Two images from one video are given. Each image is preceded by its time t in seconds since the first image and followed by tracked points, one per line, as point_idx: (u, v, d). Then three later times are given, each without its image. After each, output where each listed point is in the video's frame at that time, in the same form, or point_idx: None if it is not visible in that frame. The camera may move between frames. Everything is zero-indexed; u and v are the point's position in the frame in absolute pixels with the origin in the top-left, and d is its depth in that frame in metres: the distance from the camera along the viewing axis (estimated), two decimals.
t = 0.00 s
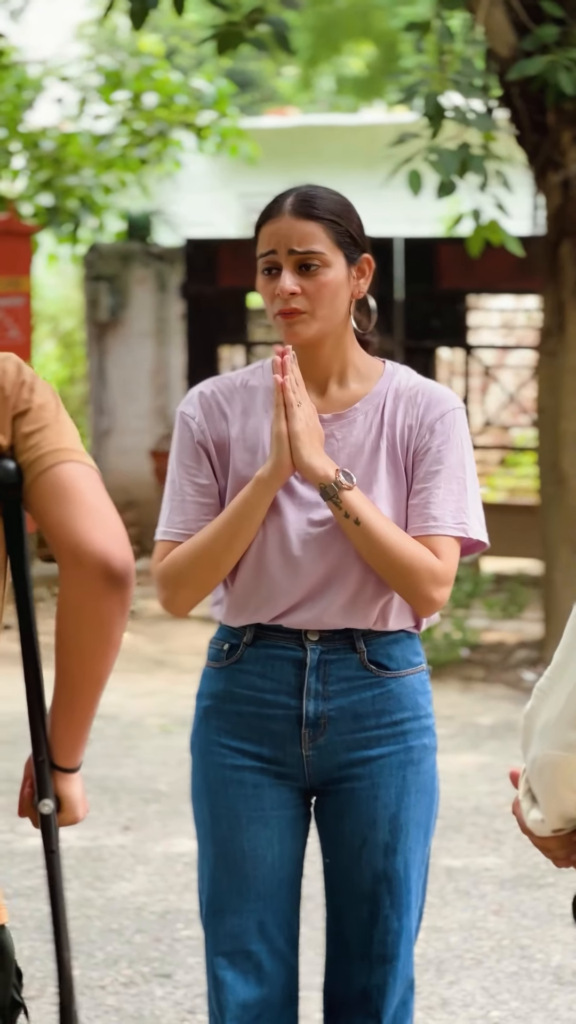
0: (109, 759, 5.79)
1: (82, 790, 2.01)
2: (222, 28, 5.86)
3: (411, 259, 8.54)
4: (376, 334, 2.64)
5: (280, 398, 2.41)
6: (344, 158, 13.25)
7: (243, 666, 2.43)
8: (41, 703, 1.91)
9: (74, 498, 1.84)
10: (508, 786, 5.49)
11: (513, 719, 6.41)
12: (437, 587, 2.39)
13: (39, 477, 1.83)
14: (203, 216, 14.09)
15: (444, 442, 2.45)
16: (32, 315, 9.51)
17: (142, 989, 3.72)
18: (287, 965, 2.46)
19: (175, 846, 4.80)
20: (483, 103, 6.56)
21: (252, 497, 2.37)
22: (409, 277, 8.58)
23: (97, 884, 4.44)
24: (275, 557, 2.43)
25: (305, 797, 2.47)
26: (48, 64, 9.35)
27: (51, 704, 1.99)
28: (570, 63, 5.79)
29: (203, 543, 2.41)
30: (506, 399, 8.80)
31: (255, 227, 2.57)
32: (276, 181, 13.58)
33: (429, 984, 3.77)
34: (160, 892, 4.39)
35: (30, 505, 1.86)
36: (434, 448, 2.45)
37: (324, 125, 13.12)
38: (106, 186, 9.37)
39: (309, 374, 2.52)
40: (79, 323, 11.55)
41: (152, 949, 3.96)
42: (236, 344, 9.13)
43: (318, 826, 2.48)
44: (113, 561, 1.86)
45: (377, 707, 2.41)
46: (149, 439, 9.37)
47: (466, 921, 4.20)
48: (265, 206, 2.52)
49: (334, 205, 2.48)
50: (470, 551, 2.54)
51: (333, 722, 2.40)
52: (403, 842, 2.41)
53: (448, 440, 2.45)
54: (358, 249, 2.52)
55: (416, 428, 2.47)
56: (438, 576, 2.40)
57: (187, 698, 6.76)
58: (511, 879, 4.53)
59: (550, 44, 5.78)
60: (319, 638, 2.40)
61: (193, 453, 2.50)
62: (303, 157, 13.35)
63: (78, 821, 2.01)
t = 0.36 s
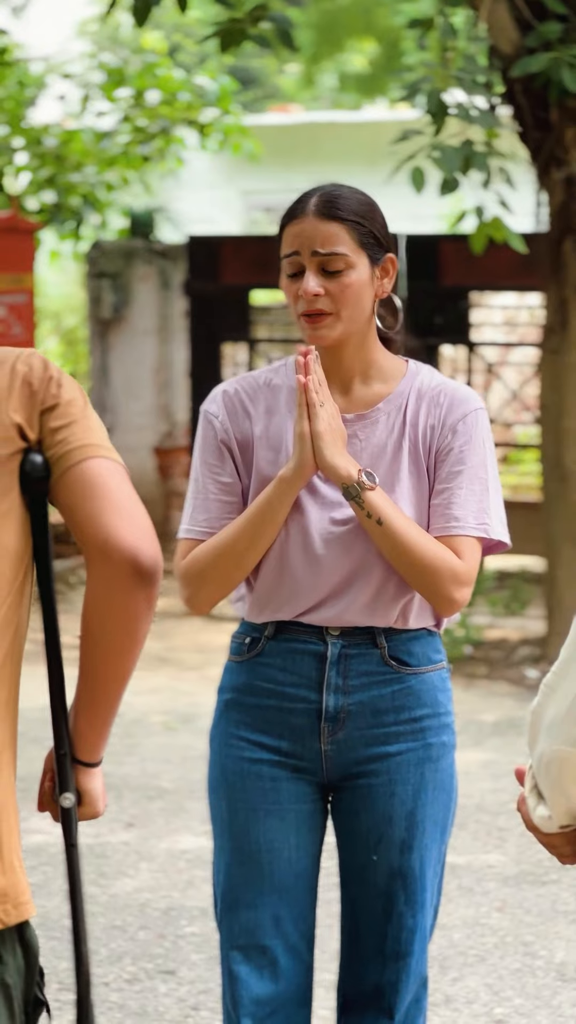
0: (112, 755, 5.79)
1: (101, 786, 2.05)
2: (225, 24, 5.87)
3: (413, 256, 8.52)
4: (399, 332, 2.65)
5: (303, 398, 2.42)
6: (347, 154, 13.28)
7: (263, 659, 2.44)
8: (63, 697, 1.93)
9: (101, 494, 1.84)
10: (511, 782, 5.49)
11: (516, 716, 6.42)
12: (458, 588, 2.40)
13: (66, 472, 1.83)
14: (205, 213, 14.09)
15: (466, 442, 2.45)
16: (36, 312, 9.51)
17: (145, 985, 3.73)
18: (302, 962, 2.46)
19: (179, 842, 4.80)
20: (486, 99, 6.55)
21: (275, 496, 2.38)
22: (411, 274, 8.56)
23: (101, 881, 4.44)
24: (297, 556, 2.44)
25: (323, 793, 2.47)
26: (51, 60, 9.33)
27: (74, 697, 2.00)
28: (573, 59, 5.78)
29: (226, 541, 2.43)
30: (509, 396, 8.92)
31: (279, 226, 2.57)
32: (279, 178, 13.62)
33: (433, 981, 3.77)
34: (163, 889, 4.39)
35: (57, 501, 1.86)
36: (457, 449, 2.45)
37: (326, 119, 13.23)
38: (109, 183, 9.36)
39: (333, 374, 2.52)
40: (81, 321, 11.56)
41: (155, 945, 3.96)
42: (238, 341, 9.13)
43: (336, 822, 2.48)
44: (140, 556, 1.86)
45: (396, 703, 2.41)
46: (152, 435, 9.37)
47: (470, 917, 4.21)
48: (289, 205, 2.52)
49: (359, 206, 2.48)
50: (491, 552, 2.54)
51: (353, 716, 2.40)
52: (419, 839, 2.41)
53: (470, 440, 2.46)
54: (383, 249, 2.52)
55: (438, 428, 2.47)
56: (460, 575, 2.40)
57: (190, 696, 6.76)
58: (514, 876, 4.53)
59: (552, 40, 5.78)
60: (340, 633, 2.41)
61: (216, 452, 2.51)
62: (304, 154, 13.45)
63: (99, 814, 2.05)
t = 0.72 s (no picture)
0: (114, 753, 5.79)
1: (114, 782, 2.05)
2: (228, 22, 5.88)
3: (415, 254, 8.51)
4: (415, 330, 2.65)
5: (322, 398, 2.42)
6: (348, 151, 13.28)
7: (278, 655, 2.44)
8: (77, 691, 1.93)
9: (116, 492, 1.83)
10: (513, 780, 5.49)
11: (517, 714, 6.42)
12: (475, 587, 2.40)
13: (82, 470, 1.83)
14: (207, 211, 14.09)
15: (483, 442, 2.46)
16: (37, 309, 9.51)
17: (146, 983, 3.73)
18: (310, 961, 2.45)
19: (180, 839, 4.81)
20: (487, 97, 6.55)
21: (292, 495, 2.39)
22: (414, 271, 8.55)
23: (102, 879, 4.44)
24: (313, 554, 2.44)
25: (335, 791, 2.47)
26: (53, 58, 9.34)
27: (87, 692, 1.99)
28: (575, 57, 5.79)
29: (242, 539, 2.43)
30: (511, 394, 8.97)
31: (296, 228, 2.56)
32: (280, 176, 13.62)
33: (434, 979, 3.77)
34: (165, 886, 4.39)
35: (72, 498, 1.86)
36: (474, 449, 2.45)
37: (327, 119, 13.19)
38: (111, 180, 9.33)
39: (350, 374, 2.52)
40: (83, 317, 11.57)
41: (157, 943, 3.97)
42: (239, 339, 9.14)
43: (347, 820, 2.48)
44: (154, 555, 1.85)
45: (410, 701, 2.41)
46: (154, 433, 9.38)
47: (471, 915, 4.21)
48: (307, 207, 2.52)
49: (377, 208, 2.48)
50: (506, 552, 2.54)
51: (367, 713, 2.40)
52: (431, 838, 2.41)
53: (487, 440, 2.46)
54: (400, 250, 2.52)
55: (455, 428, 2.47)
56: (476, 575, 2.40)
57: (191, 693, 6.77)
58: (516, 874, 4.54)
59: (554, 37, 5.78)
60: (355, 630, 2.41)
61: (233, 450, 2.51)
62: (305, 152, 13.44)
63: (112, 811, 2.05)
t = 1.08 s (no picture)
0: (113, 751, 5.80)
1: (121, 780, 2.05)
2: (227, 21, 5.89)
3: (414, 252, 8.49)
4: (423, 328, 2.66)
5: (330, 400, 2.43)
6: (348, 149, 13.29)
7: (288, 654, 2.45)
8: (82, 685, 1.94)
9: (126, 492, 1.84)
10: (513, 778, 5.50)
11: (517, 712, 6.43)
12: (484, 589, 2.40)
13: (92, 469, 1.84)
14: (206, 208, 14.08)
15: (492, 443, 2.46)
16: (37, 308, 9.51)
17: (146, 981, 3.73)
18: (317, 962, 2.43)
19: (180, 837, 4.82)
20: (487, 96, 6.56)
21: (302, 496, 2.39)
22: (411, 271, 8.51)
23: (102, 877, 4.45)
24: (323, 555, 2.45)
25: (343, 790, 2.48)
26: (53, 56, 9.35)
27: (92, 692, 1.99)
28: (574, 55, 5.79)
29: (252, 540, 2.44)
30: (511, 392, 8.99)
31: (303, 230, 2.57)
32: (280, 175, 13.62)
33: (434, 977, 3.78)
34: (164, 885, 4.40)
35: (81, 498, 1.87)
36: (483, 449, 2.46)
37: (327, 117, 13.18)
38: (111, 178, 9.32)
39: (359, 375, 2.54)
40: (83, 315, 11.59)
41: (157, 941, 3.97)
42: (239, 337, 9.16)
43: (356, 819, 2.49)
44: (164, 555, 1.86)
45: (419, 700, 2.42)
46: (154, 432, 9.38)
47: (471, 912, 4.22)
48: (314, 209, 2.52)
49: (384, 210, 2.48)
50: (516, 553, 2.55)
51: (376, 713, 2.41)
52: (439, 837, 2.42)
53: (496, 441, 2.46)
54: (408, 251, 2.52)
55: (464, 429, 2.47)
56: (486, 576, 2.41)
57: (190, 691, 6.78)
58: (516, 872, 4.55)
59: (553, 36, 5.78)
60: (364, 629, 2.42)
61: (243, 451, 2.52)
62: (306, 151, 13.45)
63: (118, 809, 2.04)
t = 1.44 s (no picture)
0: (113, 751, 5.79)
1: (96, 779, 2.07)
2: (226, 20, 5.87)
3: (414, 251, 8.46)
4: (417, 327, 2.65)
5: (322, 399, 2.43)
6: (347, 148, 13.28)
7: (280, 654, 2.45)
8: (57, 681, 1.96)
9: (96, 491, 1.86)
10: (512, 778, 5.50)
11: (516, 711, 6.42)
12: (476, 588, 2.40)
13: (61, 469, 1.85)
14: (206, 208, 14.08)
15: (484, 442, 2.46)
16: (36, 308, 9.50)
17: (145, 981, 3.73)
18: (311, 960, 2.44)
19: (179, 837, 4.82)
20: (486, 95, 6.55)
21: (293, 495, 2.39)
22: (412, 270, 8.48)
23: (101, 876, 4.45)
24: (315, 555, 2.45)
25: (336, 790, 2.48)
26: (52, 56, 9.34)
27: (66, 689, 2.01)
28: (574, 54, 5.79)
29: (244, 540, 2.44)
30: (510, 392, 9.02)
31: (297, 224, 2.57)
32: (280, 175, 13.61)
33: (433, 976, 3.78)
34: (163, 884, 4.40)
35: (50, 500, 1.88)
36: (475, 448, 2.46)
37: (327, 117, 13.17)
38: (110, 178, 9.32)
39: (351, 374, 2.53)
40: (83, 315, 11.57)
41: (155, 940, 3.97)
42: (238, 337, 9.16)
43: (348, 819, 2.49)
44: (136, 553, 1.88)
45: (411, 701, 2.42)
46: (153, 432, 9.37)
47: (470, 912, 4.22)
48: (309, 204, 2.52)
49: (377, 206, 2.48)
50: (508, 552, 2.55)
51: (368, 713, 2.41)
52: (431, 837, 2.42)
53: (488, 440, 2.46)
54: (401, 248, 2.52)
55: (456, 427, 2.47)
56: (478, 576, 2.41)
57: (189, 691, 6.77)
58: (514, 871, 4.55)
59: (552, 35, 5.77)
60: (356, 629, 2.42)
61: (234, 450, 2.52)
62: (306, 150, 13.43)
63: (94, 808, 2.07)
